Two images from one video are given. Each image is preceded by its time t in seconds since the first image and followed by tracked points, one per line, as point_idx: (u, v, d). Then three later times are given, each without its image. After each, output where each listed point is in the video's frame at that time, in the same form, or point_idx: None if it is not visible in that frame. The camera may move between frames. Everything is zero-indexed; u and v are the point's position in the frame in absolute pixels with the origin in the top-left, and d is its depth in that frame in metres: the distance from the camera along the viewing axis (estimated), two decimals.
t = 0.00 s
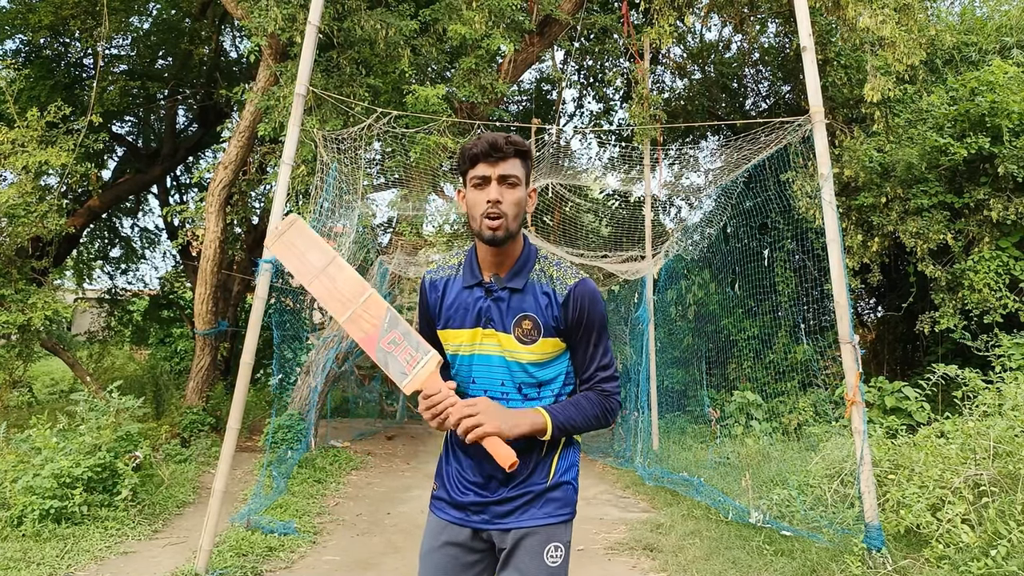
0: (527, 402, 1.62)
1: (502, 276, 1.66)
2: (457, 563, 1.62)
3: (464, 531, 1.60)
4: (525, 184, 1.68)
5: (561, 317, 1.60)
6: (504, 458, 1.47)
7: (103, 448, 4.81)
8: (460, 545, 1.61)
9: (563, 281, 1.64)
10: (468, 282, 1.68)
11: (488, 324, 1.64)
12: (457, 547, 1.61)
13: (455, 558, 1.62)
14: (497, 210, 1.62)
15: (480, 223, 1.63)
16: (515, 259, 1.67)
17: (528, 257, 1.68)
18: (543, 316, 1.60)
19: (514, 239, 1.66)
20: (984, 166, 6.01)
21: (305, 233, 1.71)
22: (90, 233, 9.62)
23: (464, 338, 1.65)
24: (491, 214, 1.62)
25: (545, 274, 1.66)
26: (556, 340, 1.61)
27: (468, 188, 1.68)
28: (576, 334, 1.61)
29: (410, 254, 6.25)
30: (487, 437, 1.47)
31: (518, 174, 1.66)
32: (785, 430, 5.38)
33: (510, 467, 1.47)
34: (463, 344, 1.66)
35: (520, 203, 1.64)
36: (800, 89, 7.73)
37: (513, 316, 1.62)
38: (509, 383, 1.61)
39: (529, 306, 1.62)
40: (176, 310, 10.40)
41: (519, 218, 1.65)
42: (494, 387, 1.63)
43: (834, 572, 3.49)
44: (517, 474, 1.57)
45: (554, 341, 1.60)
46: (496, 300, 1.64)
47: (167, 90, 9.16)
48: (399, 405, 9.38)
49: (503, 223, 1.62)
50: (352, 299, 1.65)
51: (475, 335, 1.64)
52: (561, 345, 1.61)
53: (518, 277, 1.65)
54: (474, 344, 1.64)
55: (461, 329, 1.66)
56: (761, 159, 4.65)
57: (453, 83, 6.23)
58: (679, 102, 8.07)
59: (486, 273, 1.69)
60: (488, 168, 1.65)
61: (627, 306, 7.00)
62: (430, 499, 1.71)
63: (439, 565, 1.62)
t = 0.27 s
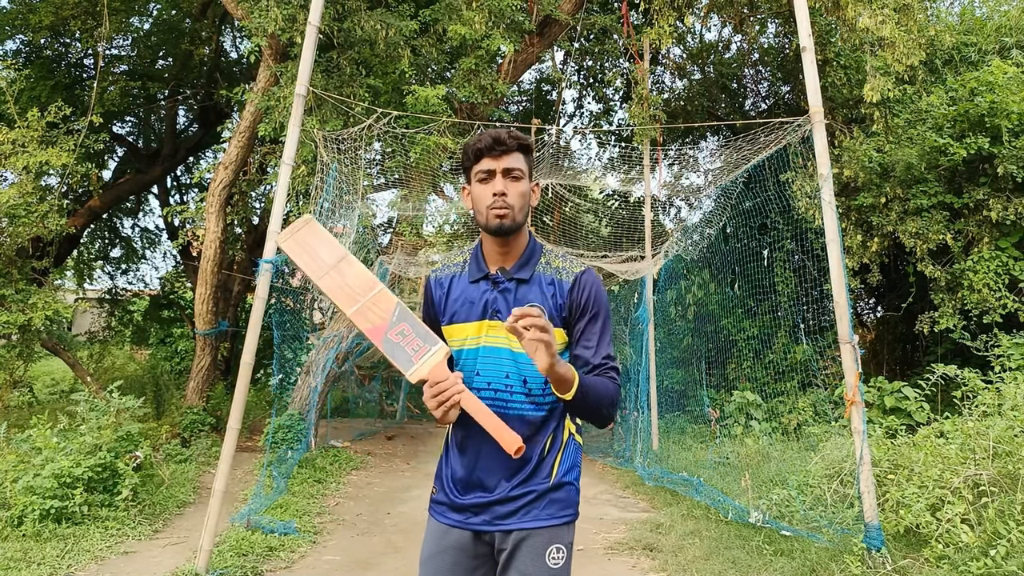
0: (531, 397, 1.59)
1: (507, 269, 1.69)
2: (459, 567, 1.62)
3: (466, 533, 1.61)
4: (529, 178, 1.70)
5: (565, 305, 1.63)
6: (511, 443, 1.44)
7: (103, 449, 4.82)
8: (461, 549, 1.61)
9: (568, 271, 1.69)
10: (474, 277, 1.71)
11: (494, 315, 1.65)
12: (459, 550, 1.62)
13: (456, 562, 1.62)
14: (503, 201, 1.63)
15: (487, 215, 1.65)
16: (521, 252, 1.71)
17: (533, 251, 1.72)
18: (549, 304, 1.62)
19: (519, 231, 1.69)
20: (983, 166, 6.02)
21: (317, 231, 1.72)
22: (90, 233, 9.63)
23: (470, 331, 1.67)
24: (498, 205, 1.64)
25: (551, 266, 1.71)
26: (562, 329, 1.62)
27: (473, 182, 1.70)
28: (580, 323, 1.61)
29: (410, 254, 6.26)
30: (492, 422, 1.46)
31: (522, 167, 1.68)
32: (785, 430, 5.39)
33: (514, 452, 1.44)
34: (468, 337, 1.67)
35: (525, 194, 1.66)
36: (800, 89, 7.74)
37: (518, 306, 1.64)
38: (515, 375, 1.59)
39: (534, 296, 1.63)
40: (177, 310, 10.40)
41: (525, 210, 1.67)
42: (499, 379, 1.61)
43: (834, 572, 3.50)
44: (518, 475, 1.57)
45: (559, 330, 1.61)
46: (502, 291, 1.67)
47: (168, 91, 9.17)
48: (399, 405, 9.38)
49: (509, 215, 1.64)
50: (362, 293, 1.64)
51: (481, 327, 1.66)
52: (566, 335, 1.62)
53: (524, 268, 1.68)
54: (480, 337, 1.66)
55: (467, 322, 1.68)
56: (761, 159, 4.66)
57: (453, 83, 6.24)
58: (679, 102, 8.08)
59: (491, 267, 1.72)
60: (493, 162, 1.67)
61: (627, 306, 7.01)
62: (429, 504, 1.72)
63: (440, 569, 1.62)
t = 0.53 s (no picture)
0: (533, 396, 1.59)
1: (514, 266, 1.70)
2: (459, 570, 1.61)
3: (466, 536, 1.60)
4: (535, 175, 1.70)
5: (571, 304, 1.64)
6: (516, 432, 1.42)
7: (103, 448, 4.82)
8: (462, 552, 1.61)
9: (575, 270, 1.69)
10: (480, 274, 1.72)
11: (499, 312, 1.65)
12: (460, 553, 1.61)
13: (457, 566, 1.61)
14: (511, 197, 1.64)
15: (494, 211, 1.65)
16: (527, 250, 1.71)
17: (540, 250, 1.72)
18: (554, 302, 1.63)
19: (526, 228, 1.69)
20: (983, 166, 6.02)
21: (324, 241, 1.73)
22: (90, 233, 9.63)
23: (474, 327, 1.67)
24: (505, 202, 1.64)
25: (557, 266, 1.72)
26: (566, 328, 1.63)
27: (481, 180, 1.70)
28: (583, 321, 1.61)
29: (410, 254, 6.26)
30: (497, 412, 1.45)
31: (529, 165, 1.68)
32: (785, 430, 5.39)
33: (521, 442, 1.42)
34: (473, 334, 1.67)
35: (532, 192, 1.67)
36: (800, 90, 7.73)
37: (524, 303, 1.64)
38: (519, 371, 1.60)
39: (541, 294, 1.64)
40: (177, 310, 10.40)
41: (531, 207, 1.67)
42: (502, 376, 1.61)
43: (834, 572, 3.50)
44: (519, 477, 1.57)
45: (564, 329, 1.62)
46: (508, 288, 1.67)
47: (167, 91, 9.17)
48: (399, 405, 9.38)
49: (516, 211, 1.64)
50: (369, 297, 1.64)
51: (486, 323, 1.66)
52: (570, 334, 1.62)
53: (531, 266, 1.69)
54: (485, 333, 1.65)
55: (471, 319, 1.67)
56: (761, 159, 4.66)
57: (453, 83, 6.24)
58: (679, 102, 8.08)
59: (497, 264, 1.72)
60: (500, 159, 1.66)
61: (627, 306, 7.01)
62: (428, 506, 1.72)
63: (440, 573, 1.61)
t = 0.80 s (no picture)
0: (535, 393, 1.59)
1: (517, 265, 1.71)
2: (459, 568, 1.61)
3: (467, 534, 1.60)
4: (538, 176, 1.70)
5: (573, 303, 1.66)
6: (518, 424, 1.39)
7: (103, 448, 4.82)
8: (461, 549, 1.61)
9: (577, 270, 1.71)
10: (483, 273, 1.73)
11: (502, 310, 1.66)
12: (459, 551, 1.61)
13: (457, 563, 1.61)
14: (514, 200, 1.64)
15: (497, 213, 1.65)
16: (530, 250, 1.72)
17: (542, 250, 1.74)
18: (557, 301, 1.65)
19: (528, 229, 1.70)
20: (983, 166, 6.02)
21: (325, 248, 1.75)
22: (90, 233, 9.63)
23: (476, 325, 1.67)
24: (509, 204, 1.64)
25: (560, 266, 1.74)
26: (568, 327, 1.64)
27: (483, 181, 1.70)
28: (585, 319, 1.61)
29: (410, 254, 6.26)
30: (499, 404, 1.42)
31: (531, 166, 1.68)
32: (785, 430, 5.39)
33: (523, 433, 1.39)
34: (475, 332, 1.67)
35: (535, 193, 1.67)
36: (800, 90, 7.73)
37: (528, 302, 1.65)
38: (520, 369, 1.60)
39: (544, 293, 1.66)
40: (177, 310, 10.40)
41: (534, 208, 1.67)
42: (504, 373, 1.60)
43: (834, 572, 3.50)
44: (520, 475, 1.57)
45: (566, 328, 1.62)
46: (511, 287, 1.68)
47: (168, 91, 9.17)
48: (399, 405, 9.38)
49: (520, 214, 1.64)
50: (370, 300, 1.66)
51: (488, 321, 1.66)
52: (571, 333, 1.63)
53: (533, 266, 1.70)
54: (487, 331, 1.66)
55: (474, 317, 1.68)
56: (761, 159, 4.65)
57: (453, 83, 6.24)
58: (679, 102, 8.08)
59: (500, 263, 1.72)
60: (503, 160, 1.67)
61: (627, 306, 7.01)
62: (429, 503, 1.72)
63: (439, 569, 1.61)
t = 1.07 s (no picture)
0: (527, 394, 1.61)
1: (507, 268, 1.71)
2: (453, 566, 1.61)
3: (462, 531, 1.61)
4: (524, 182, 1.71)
5: (563, 307, 1.68)
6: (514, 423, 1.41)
7: (103, 448, 4.82)
8: (456, 547, 1.61)
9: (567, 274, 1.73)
10: (474, 275, 1.72)
11: (493, 313, 1.66)
12: (453, 549, 1.61)
13: (451, 561, 1.61)
14: (499, 209, 1.65)
15: (485, 222, 1.67)
16: (520, 253, 1.73)
17: (531, 254, 1.74)
18: (548, 305, 1.66)
19: (517, 234, 1.70)
20: (983, 166, 6.02)
21: (325, 246, 1.76)
22: (90, 233, 9.62)
23: (467, 327, 1.66)
24: (494, 213, 1.66)
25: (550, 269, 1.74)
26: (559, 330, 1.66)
27: (469, 189, 1.71)
28: (578, 325, 1.68)
29: (410, 254, 6.26)
30: (496, 404, 1.44)
31: (516, 173, 1.68)
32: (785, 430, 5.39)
33: (519, 433, 1.41)
34: (466, 333, 1.66)
35: (520, 199, 1.68)
36: (800, 90, 7.73)
37: (519, 305, 1.66)
38: (513, 370, 1.61)
39: (535, 297, 1.67)
40: (176, 310, 10.40)
41: (521, 214, 1.69)
42: (496, 374, 1.61)
43: (834, 572, 3.49)
44: (510, 470, 1.58)
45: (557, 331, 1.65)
46: (502, 290, 1.68)
47: (167, 91, 9.16)
48: (399, 405, 9.38)
49: (507, 221, 1.66)
50: (367, 298, 1.66)
51: (480, 323, 1.66)
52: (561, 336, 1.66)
53: (523, 269, 1.70)
54: (478, 333, 1.65)
55: (465, 319, 1.67)
56: (761, 159, 4.65)
57: (453, 83, 6.24)
58: (679, 102, 8.08)
59: (489, 266, 1.72)
60: (487, 169, 1.67)
61: (627, 306, 7.00)
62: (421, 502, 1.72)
63: (433, 568, 1.62)
